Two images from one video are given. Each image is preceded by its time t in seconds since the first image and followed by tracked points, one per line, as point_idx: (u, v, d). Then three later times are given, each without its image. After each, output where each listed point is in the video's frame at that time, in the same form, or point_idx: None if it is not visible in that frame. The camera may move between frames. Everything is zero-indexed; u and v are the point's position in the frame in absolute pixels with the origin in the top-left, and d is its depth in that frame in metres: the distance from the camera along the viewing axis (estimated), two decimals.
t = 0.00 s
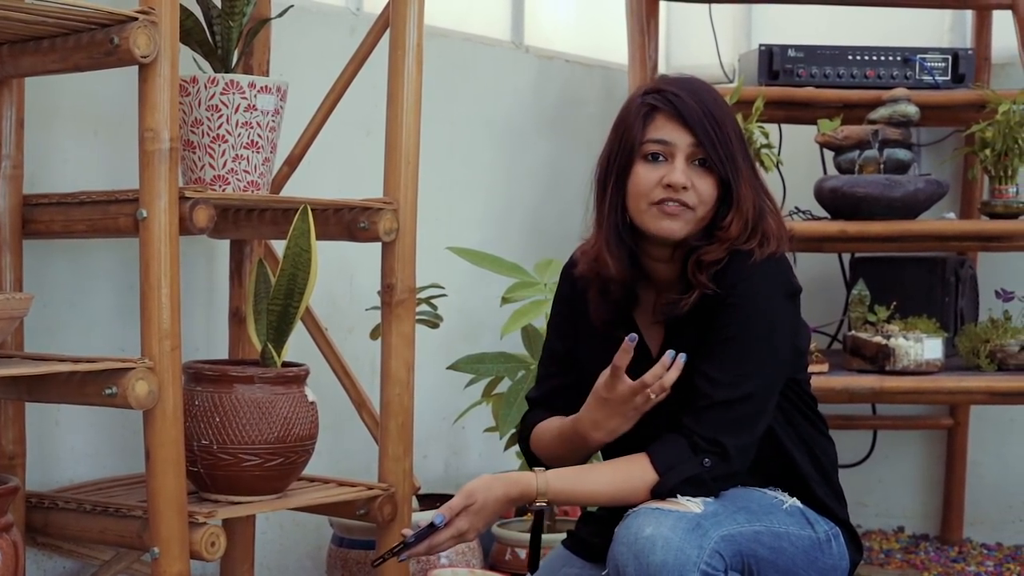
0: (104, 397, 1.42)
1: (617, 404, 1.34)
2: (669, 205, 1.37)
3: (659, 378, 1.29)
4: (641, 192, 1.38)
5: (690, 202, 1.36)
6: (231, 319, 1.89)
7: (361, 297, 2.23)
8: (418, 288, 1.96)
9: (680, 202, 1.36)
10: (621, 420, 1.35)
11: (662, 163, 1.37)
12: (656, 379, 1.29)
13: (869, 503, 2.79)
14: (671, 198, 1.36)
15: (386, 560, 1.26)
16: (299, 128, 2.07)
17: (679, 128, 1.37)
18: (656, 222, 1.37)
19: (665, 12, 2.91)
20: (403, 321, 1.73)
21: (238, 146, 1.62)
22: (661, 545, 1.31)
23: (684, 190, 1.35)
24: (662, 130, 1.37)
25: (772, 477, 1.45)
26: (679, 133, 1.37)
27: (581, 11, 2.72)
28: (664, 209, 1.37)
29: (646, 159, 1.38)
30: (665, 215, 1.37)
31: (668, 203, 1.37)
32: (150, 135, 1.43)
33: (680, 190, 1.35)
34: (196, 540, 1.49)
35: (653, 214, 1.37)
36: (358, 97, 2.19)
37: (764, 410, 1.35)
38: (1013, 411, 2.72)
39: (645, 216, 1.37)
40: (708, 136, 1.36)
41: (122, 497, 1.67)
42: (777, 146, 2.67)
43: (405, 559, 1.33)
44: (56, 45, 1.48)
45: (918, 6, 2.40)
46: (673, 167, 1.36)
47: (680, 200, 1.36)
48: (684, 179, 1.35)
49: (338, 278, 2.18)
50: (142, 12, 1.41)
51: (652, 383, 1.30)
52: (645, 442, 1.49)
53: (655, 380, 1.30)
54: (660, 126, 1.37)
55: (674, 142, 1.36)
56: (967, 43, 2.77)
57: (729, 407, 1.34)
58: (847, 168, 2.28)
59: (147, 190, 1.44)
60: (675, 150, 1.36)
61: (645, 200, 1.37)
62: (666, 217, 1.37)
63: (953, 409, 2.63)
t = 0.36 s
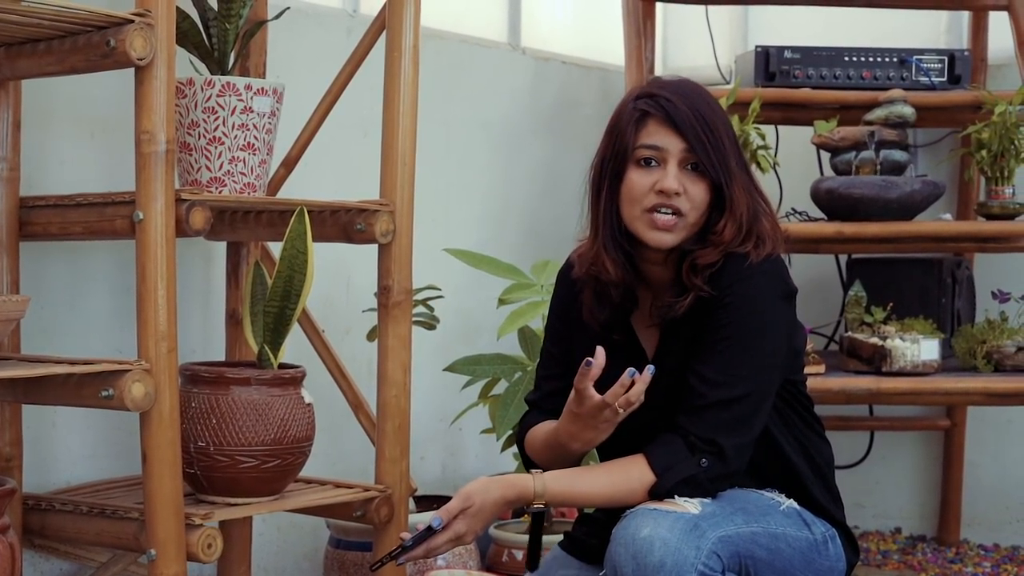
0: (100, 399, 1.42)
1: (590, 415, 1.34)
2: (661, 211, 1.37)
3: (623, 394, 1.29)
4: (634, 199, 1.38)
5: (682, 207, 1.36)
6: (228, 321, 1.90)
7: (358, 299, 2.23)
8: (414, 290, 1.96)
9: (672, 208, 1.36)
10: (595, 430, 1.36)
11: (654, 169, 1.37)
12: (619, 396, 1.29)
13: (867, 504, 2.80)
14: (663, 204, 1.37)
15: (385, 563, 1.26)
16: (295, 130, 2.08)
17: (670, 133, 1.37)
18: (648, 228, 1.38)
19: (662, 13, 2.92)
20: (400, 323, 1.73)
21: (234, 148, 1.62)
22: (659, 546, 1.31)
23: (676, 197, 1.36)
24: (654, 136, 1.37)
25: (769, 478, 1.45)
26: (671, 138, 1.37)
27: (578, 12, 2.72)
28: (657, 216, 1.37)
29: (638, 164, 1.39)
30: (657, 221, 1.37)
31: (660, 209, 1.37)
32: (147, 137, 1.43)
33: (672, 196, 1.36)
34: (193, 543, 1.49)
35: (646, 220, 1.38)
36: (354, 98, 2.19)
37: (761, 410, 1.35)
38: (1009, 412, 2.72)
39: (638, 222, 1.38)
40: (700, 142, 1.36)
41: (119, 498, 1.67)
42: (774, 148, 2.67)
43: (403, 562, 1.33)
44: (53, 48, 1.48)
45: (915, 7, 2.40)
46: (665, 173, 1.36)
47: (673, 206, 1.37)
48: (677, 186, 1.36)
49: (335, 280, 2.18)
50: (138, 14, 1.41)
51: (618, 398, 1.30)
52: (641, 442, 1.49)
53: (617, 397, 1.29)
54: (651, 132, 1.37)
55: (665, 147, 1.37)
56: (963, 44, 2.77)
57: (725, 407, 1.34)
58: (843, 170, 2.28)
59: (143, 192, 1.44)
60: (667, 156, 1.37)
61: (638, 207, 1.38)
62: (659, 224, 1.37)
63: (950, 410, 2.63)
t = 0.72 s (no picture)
0: (101, 401, 1.42)
1: (601, 428, 1.34)
2: (662, 213, 1.37)
3: (635, 413, 1.29)
4: (635, 201, 1.38)
5: (683, 210, 1.36)
6: (228, 323, 1.90)
7: (357, 301, 2.24)
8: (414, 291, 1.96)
9: (673, 210, 1.36)
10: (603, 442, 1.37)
11: (654, 171, 1.37)
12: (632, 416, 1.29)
13: (866, 506, 2.80)
14: (664, 206, 1.36)
15: (387, 564, 1.26)
16: (296, 132, 2.08)
17: (672, 135, 1.37)
18: (649, 230, 1.38)
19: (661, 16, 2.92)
20: (400, 325, 1.73)
21: (235, 150, 1.62)
22: (663, 548, 1.31)
23: (677, 199, 1.36)
24: (655, 138, 1.37)
25: (771, 482, 1.45)
26: (672, 141, 1.36)
27: (577, 15, 2.73)
28: (658, 218, 1.37)
29: (640, 167, 1.39)
30: (658, 223, 1.37)
31: (661, 211, 1.37)
32: (148, 139, 1.43)
33: (672, 199, 1.36)
34: (193, 545, 1.49)
35: (647, 222, 1.38)
36: (354, 101, 2.19)
37: (763, 413, 1.35)
38: (1009, 415, 2.72)
39: (639, 224, 1.38)
40: (702, 145, 1.36)
41: (119, 500, 1.67)
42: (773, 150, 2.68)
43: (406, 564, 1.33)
44: (53, 50, 1.48)
45: (914, 10, 2.41)
46: (665, 175, 1.36)
47: (674, 209, 1.37)
48: (677, 188, 1.36)
49: (335, 282, 2.18)
50: (139, 16, 1.41)
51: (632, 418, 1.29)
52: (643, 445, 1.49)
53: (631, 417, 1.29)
54: (653, 134, 1.37)
55: (667, 149, 1.36)
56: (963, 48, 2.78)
57: (728, 410, 1.34)
58: (843, 172, 2.29)
59: (144, 194, 1.44)
60: (668, 158, 1.36)
61: (639, 209, 1.38)
62: (660, 226, 1.37)
63: (949, 413, 2.64)
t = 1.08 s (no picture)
0: (108, 403, 1.42)
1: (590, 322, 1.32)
2: (675, 207, 1.37)
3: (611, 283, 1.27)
4: (647, 194, 1.38)
5: (695, 205, 1.36)
6: (235, 324, 1.90)
7: (363, 302, 2.24)
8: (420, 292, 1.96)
9: (685, 205, 1.36)
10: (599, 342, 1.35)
11: (668, 164, 1.37)
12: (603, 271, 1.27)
13: (871, 507, 2.80)
14: (676, 200, 1.36)
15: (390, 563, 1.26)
16: (301, 134, 2.08)
17: (687, 130, 1.36)
18: (661, 224, 1.37)
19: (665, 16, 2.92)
20: (405, 326, 1.73)
21: (241, 152, 1.62)
22: (669, 549, 1.30)
23: (690, 193, 1.35)
24: (671, 132, 1.37)
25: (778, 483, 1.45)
26: (688, 135, 1.36)
27: (582, 16, 2.73)
28: (669, 211, 1.37)
29: (653, 160, 1.38)
30: (669, 217, 1.37)
31: (673, 205, 1.36)
32: (154, 141, 1.43)
33: (685, 193, 1.35)
34: (200, 546, 1.49)
35: (659, 215, 1.37)
36: (359, 102, 2.19)
37: (772, 414, 1.35)
38: (1014, 415, 2.72)
39: (651, 217, 1.37)
40: (717, 140, 1.35)
41: (126, 502, 1.67)
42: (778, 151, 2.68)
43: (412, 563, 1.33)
44: (60, 52, 1.48)
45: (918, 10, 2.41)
46: (678, 169, 1.36)
47: (686, 203, 1.36)
48: (690, 182, 1.35)
49: (340, 283, 2.18)
50: (145, 18, 1.41)
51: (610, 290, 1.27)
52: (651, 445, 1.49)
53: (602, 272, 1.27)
54: (668, 127, 1.37)
55: (682, 143, 1.36)
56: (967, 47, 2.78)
57: (736, 412, 1.34)
58: (848, 173, 2.29)
59: (151, 196, 1.44)
60: (682, 153, 1.36)
61: (651, 201, 1.38)
62: (672, 220, 1.37)
63: (954, 413, 2.64)
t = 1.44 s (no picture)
0: (111, 403, 1.42)
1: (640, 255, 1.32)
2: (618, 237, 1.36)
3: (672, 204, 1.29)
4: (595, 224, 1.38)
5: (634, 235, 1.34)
6: (237, 325, 1.90)
7: (364, 303, 2.24)
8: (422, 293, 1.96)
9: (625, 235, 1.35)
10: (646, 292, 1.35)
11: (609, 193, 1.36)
12: (666, 222, 1.29)
13: (872, 507, 2.80)
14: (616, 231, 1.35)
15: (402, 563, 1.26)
16: (303, 135, 2.08)
17: (619, 159, 1.34)
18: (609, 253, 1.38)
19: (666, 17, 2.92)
20: (408, 326, 1.73)
21: (244, 152, 1.62)
22: (683, 546, 1.30)
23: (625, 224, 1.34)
24: (607, 162, 1.35)
25: (785, 483, 1.45)
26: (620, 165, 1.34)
27: (582, 16, 2.73)
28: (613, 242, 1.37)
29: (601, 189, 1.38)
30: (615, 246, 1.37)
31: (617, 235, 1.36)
32: (157, 141, 1.43)
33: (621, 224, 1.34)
34: (203, 547, 1.49)
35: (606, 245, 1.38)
36: (361, 102, 2.19)
37: (778, 410, 1.36)
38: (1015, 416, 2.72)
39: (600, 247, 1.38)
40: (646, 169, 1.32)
41: (129, 502, 1.67)
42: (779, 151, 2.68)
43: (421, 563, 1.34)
44: (63, 52, 1.47)
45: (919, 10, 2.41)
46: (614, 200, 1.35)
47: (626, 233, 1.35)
48: (623, 214, 1.34)
49: (342, 284, 2.18)
50: (148, 18, 1.41)
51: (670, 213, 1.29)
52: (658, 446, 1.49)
53: (663, 225, 1.29)
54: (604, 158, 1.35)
55: (614, 173, 1.34)
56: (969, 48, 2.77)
57: (744, 409, 1.34)
58: (850, 173, 2.29)
59: (153, 196, 1.44)
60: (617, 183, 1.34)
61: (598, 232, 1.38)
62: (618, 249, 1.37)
63: (955, 414, 2.64)
